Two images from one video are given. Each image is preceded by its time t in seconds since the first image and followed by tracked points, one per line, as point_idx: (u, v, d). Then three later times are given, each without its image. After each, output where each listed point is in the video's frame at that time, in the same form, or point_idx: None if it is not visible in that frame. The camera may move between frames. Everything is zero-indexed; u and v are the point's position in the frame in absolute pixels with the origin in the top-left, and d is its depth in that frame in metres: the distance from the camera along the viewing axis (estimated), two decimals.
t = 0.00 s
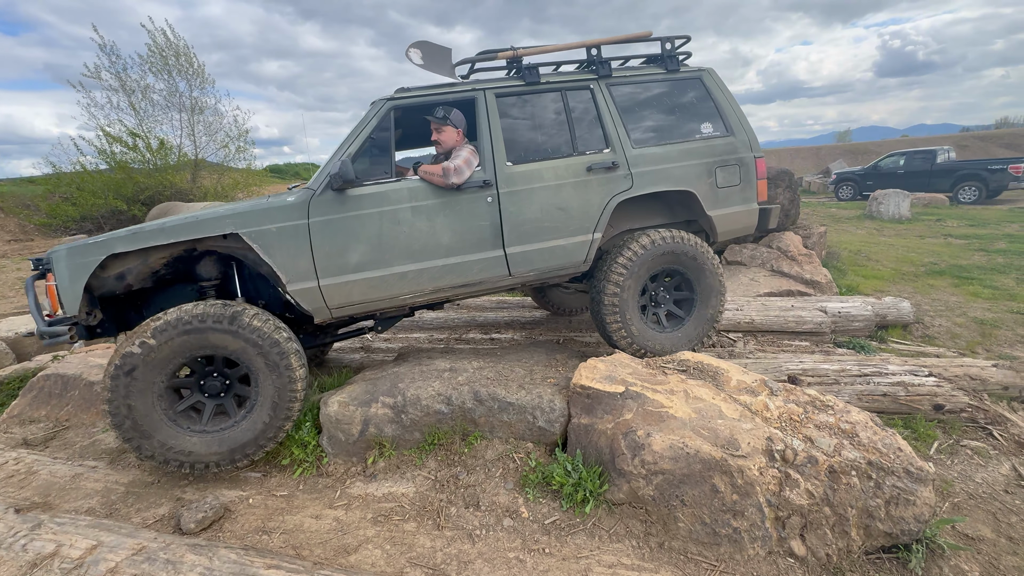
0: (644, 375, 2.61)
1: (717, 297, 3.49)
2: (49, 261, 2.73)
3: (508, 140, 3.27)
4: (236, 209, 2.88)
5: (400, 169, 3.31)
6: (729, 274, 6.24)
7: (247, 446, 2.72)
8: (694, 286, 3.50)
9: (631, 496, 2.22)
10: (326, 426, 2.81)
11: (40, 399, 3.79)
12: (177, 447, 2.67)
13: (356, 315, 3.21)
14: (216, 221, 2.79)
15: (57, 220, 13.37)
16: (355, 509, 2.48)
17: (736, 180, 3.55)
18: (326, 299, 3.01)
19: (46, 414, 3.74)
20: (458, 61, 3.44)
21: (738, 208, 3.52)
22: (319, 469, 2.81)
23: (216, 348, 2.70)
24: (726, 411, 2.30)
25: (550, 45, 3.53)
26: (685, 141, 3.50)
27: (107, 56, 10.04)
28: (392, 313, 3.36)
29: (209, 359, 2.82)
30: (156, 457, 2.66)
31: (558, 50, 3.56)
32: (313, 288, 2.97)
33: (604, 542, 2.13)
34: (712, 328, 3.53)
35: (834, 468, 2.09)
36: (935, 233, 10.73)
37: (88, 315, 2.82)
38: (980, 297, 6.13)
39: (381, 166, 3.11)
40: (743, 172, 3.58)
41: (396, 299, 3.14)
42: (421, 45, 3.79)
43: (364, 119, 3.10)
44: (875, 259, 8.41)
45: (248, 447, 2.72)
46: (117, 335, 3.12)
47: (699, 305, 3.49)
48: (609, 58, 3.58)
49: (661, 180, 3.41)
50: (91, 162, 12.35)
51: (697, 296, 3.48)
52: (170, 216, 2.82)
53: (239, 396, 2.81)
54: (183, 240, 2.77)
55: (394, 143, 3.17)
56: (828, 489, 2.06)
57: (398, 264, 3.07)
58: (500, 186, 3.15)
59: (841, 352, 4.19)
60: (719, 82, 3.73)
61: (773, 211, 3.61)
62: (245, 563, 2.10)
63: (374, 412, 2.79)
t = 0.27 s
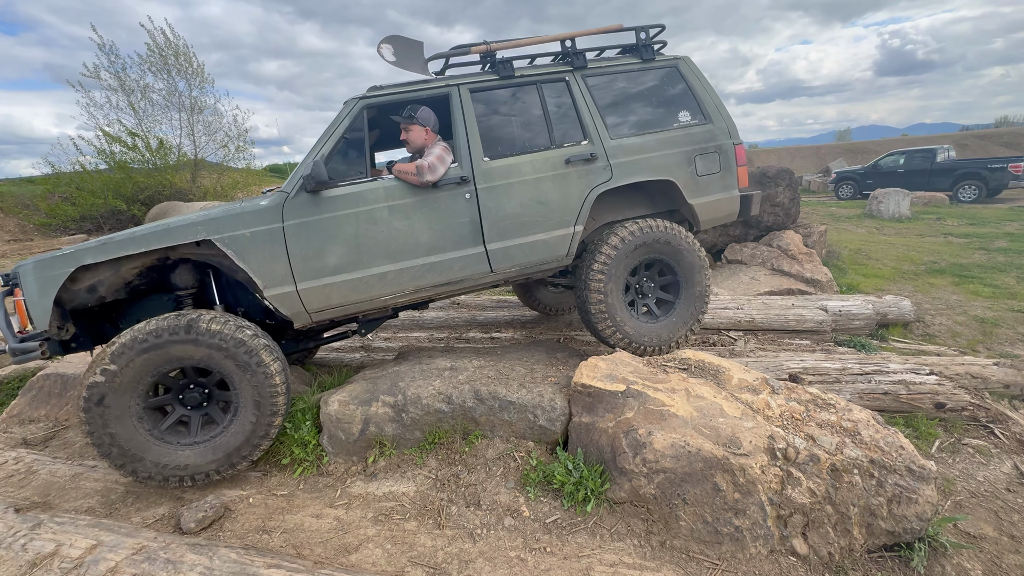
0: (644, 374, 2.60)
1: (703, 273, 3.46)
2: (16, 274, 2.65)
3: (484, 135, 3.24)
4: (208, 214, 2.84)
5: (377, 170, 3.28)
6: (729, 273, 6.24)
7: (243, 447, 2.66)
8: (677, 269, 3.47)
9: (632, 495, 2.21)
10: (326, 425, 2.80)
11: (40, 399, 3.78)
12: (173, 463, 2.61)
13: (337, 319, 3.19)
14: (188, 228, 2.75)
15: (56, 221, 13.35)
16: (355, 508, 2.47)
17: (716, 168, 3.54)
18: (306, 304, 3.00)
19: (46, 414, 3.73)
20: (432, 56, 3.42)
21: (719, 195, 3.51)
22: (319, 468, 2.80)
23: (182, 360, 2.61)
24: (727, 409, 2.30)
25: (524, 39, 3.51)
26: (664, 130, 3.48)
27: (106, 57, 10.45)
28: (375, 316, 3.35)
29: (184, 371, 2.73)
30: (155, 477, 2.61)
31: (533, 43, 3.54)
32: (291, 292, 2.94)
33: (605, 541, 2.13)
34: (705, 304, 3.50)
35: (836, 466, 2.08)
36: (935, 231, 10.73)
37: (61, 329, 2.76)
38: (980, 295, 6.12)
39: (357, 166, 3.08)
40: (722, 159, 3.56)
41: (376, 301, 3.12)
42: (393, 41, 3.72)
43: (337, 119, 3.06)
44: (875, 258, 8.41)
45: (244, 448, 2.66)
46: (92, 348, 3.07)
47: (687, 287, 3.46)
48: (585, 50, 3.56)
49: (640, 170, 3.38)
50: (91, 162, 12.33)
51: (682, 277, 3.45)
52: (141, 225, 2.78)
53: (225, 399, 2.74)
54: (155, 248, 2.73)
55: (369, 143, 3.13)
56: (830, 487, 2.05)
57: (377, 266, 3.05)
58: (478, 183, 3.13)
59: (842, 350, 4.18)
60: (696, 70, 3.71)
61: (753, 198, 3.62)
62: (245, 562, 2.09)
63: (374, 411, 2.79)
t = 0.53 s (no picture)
0: (647, 374, 2.60)
1: (698, 266, 3.45)
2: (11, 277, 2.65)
3: (478, 134, 3.24)
4: (202, 217, 2.84)
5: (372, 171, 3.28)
6: (733, 274, 6.22)
7: (247, 449, 2.67)
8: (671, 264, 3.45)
9: (635, 496, 2.21)
10: (329, 425, 2.81)
11: (46, 398, 3.81)
12: (180, 472, 2.61)
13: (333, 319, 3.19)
14: (182, 230, 2.76)
15: (62, 220, 13.40)
16: (359, 508, 2.48)
17: (711, 166, 3.53)
18: (301, 304, 3.00)
19: (52, 413, 3.76)
20: (426, 57, 3.42)
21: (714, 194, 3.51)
22: (322, 468, 2.81)
23: (171, 371, 2.60)
24: (730, 411, 2.29)
25: (518, 39, 3.51)
26: (658, 129, 3.47)
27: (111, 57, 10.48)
28: (372, 316, 3.37)
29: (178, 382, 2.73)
30: (165, 488, 2.62)
31: (527, 43, 3.54)
32: (285, 293, 2.95)
33: (608, 542, 2.13)
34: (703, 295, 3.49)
35: (840, 468, 2.07)
36: (940, 231, 10.66)
37: (54, 333, 2.75)
38: (986, 296, 6.08)
39: (351, 167, 3.08)
40: (717, 158, 3.56)
41: (371, 301, 3.12)
42: (386, 44, 3.78)
43: (331, 120, 3.07)
44: (880, 258, 8.37)
45: (248, 449, 2.67)
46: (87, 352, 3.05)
47: (683, 281, 3.45)
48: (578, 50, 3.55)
49: (635, 170, 3.37)
50: (96, 162, 12.39)
51: (677, 272, 3.44)
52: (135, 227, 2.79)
53: (222, 405, 2.74)
54: (149, 250, 2.73)
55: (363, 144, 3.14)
56: (834, 489, 2.05)
57: (372, 266, 3.05)
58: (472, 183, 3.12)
59: (846, 351, 4.16)
60: (690, 69, 3.71)
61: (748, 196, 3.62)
62: (248, 562, 2.10)
63: (377, 411, 2.79)
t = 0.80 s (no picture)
0: (654, 375, 2.58)
1: (701, 261, 3.43)
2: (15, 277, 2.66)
3: (481, 134, 3.23)
4: (205, 217, 2.86)
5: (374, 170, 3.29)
6: (742, 274, 6.17)
7: (257, 443, 2.70)
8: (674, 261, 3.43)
9: (641, 497, 2.20)
10: (336, 422, 2.83)
11: (60, 392, 3.87)
12: (193, 471, 2.64)
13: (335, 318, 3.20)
14: (185, 230, 2.77)
15: (76, 218, 13.60)
16: (365, 505, 2.49)
17: (716, 165, 3.50)
18: (304, 303, 3.02)
19: (65, 407, 3.82)
20: (428, 56, 3.42)
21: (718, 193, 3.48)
22: (329, 465, 2.83)
23: (172, 373, 2.61)
24: (739, 412, 2.27)
25: (521, 38, 3.49)
26: (662, 128, 3.45)
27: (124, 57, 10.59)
28: (374, 316, 3.38)
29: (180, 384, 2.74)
30: (182, 489, 2.65)
31: (529, 41, 3.53)
32: (288, 292, 2.96)
33: (613, 542, 2.12)
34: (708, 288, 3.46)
35: (850, 471, 2.05)
36: (955, 233, 10.49)
37: (60, 332, 2.76)
38: (1002, 298, 5.98)
39: (353, 167, 3.09)
40: (721, 156, 3.53)
41: (374, 300, 3.13)
42: (388, 44, 3.72)
43: (333, 120, 3.07)
44: (892, 259, 8.25)
45: (258, 443, 2.70)
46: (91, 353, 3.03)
47: (686, 276, 3.42)
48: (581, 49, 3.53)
49: (638, 169, 3.35)
50: (110, 160, 12.57)
51: (679, 268, 3.42)
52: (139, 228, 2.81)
53: (227, 401, 2.76)
54: (153, 250, 2.75)
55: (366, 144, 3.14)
56: (843, 492, 2.02)
57: (374, 265, 3.06)
58: (475, 182, 3.12)
59: (856, 353, 4.11)
60: (694, 67, 3.68)
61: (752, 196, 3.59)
62: (256, 556, 2.12)
63: (384, 409, 2.81)
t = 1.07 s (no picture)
0: (664, 376, 2.57)
1: (703, 254, 3.39)
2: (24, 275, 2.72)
3: (485, 134, 3.24)
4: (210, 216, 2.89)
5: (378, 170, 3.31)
6: (756, 276, 6.09)
7: (270, 428, 2.74)
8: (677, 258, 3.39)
9: (650, 498, 2.19)
10: (348, 418, 2.86)
11: (81, 385, 3.97)
12: (215, 467, 2.69)
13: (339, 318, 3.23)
14: (190, 230, 2.81)
15: (97, 215, 13.91)
16: (375, 501, 2.52)
17: (722, 165, 3.47)
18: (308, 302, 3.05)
19: (86, 399, 3.92)
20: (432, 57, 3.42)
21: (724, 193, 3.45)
22: (339, 460, 2.86)
23: (166, 379, 2.63)
24: (750, 415, 2.25)
25: (525, 37, 3.48)
26: (667, 128, 3.43)
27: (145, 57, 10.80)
28: (378, 316, 3.40)
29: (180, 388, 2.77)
30: (208, 486, 2.69)
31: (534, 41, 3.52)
32: (292, 291, 2.99)
33: (621, 544, 2.11)
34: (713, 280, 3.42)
35: (864, 477, 2.02)
36: (978, 235, 10.23)
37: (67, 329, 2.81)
38: None
39: (357, 167, 3.11)
40: (728, 156, 3.50)
41: (377, 300, 3.14)
42: (391, 44, 3.74)
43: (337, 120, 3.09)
44: (912, 262, 8.08)
45: (270, 429, 2.74)
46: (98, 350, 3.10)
47: (690, 271, 3.39)
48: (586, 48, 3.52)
49: (643, 169, 3.33)
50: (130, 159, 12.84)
51: (682, 264, 3.38)
52: (145, 227, 2.85)
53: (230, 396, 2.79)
54: (158, 250, 2.79)
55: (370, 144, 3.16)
56: (857, 499, 1.99)
57: (377, 265, 3.08)
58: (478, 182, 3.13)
59: (872, 357, 4.04)
60: (699, 66, 3.65)
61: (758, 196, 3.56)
62: (268, 549, 2.16)
63: (394, 406, 2.83)
